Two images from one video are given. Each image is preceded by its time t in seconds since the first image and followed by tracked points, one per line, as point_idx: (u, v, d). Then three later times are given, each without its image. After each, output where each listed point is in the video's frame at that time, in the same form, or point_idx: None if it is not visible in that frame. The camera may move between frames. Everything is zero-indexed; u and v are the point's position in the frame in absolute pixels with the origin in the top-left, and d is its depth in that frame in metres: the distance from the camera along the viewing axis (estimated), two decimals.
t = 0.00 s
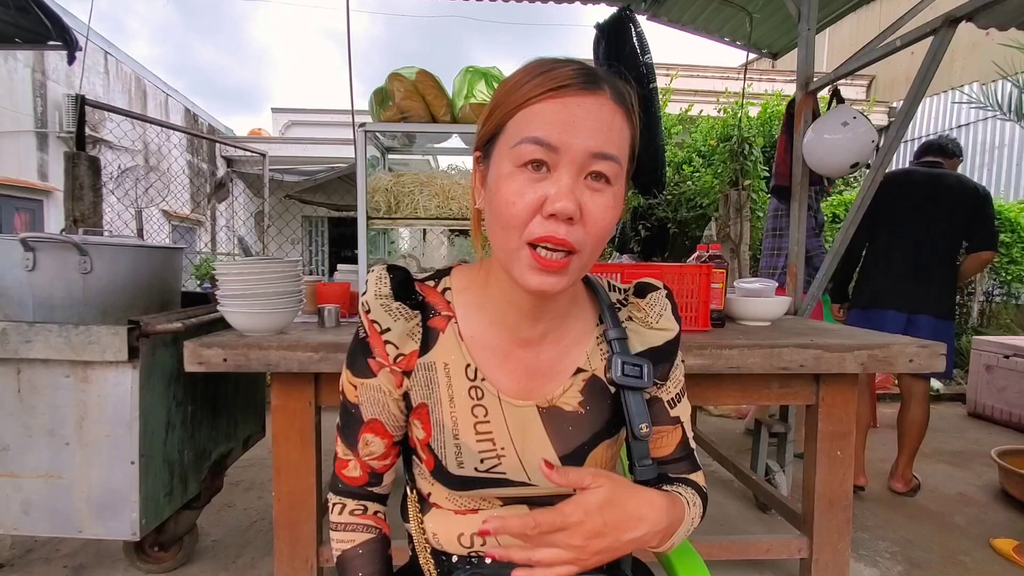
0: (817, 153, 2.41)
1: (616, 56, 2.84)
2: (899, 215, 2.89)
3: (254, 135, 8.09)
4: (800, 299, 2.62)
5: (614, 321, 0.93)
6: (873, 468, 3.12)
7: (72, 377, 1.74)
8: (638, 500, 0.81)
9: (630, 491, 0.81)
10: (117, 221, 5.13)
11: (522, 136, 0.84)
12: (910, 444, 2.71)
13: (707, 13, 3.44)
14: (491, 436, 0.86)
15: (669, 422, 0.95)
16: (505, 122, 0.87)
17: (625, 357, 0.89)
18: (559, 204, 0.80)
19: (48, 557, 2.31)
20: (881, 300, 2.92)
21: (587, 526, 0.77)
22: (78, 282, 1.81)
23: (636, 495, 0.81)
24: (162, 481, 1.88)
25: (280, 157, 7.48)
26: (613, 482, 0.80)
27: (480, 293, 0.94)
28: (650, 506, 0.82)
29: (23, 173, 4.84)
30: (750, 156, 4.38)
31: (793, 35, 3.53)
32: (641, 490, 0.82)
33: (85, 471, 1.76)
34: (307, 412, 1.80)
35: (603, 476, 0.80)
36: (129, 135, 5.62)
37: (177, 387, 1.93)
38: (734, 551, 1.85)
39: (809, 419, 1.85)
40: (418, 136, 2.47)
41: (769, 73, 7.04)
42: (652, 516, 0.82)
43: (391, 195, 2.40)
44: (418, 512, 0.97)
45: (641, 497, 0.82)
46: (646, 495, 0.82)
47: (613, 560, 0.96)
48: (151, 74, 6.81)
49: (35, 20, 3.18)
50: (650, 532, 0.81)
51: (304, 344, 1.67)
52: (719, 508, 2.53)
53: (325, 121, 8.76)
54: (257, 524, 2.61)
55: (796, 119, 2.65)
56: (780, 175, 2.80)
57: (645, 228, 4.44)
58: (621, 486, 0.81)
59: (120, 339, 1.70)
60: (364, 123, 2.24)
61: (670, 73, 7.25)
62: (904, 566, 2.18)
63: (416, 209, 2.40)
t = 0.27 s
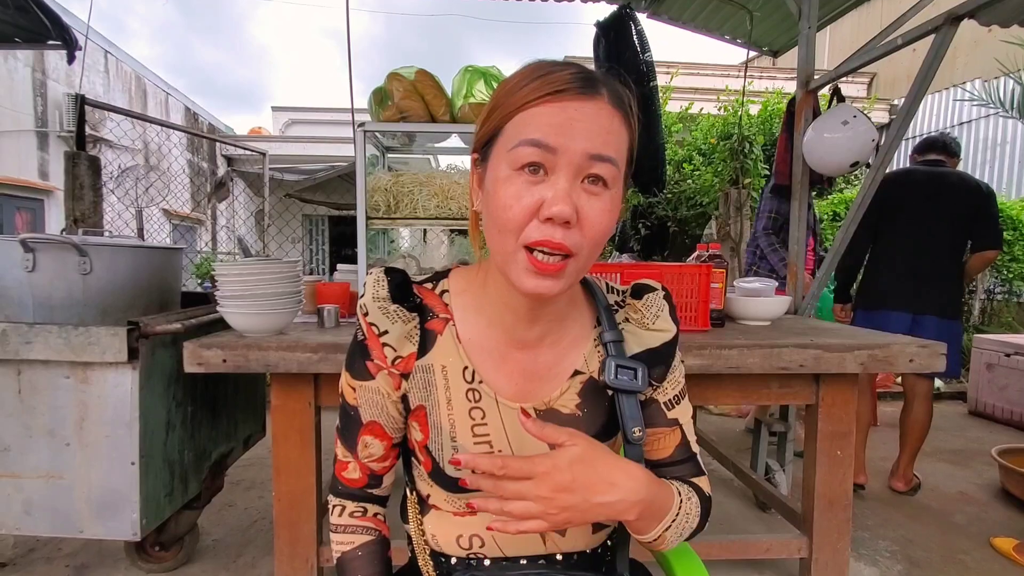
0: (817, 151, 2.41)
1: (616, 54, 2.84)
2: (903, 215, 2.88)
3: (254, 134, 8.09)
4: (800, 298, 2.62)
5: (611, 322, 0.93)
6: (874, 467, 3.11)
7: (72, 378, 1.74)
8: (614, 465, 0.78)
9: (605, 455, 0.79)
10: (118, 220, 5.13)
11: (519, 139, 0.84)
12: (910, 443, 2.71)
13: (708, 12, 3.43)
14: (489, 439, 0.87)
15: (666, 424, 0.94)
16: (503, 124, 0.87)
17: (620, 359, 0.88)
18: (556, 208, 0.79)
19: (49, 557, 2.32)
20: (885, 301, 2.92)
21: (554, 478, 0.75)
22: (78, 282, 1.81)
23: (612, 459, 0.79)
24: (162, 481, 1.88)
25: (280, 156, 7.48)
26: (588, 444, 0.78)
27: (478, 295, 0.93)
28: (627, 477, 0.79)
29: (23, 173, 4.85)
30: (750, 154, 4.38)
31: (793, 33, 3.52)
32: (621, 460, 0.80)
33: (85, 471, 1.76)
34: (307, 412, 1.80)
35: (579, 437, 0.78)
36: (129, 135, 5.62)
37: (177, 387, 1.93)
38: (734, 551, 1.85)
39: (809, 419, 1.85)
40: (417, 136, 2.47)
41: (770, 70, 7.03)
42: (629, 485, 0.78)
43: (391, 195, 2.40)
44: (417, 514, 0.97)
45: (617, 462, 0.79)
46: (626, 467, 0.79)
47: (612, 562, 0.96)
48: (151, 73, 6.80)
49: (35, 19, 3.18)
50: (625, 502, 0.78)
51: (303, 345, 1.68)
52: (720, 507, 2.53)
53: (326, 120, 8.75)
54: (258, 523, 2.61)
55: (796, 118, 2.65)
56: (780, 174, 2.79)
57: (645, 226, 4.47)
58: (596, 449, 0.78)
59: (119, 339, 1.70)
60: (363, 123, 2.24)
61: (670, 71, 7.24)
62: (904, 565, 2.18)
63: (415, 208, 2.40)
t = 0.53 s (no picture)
0: (820, 149, 2.40)
1: (618, 53, 2.83)
2: (907, 215, 2.89)
3: (256, 133, 8.09)
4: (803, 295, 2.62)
5: (613, 321, 0.93)
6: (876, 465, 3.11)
7: (76, 376, 1.75)
8: (627, 473, 0.79)
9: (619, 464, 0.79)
10: (120, 219, 5.15)
11: (516, 137, 0.84)
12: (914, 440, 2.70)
13: (709, 9, 3.42)
14: (491, 436, 0.87)
15: (668, 422, 0.94)
16: (499, 123, 0.87)
17: (624, 357, 0.89)
18: (554, 204, 0.79)
19: (53, 555, 2.33)
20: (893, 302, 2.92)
21: (574, 492, 0.75)
22: (81, 281, 1.82)
23: (625, 468, 0.79)
24: (165, 479, 1.89)
25: (282, 155, 7.48)
26: (603, 455, 0.78)
27: (478, 293, 0.94)
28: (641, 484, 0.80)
29: (26, 172, 4.86)
30: (751, 152, 4.37)
31: (795, 31, 3.51)
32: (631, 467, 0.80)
33: (89, 469, 1.77)
34: (310, 410, 1.81)
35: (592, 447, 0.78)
36: (131, 134, 5.63)
37: (180, 385, 1.94)
38: (735, 549, 1.85)
39: (810, 417, 1.85)
40: (418, 134, 2.47)
41: (772, 68, 7.01)
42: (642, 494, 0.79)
43: (392, 193, 2.40)
44: (419, 512, 0.97)
45: (630, 471, 0.80)
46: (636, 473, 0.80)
47: (614, 558, 0.96)
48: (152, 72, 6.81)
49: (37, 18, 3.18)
50: (639, 510, 0.79)
51: (306, 343, 1.68)
52: (721, 505, 2.53)
53: (327, 119, 8.75)
54: (261, 521, 2.62)
55: (798, 116, 2.64)
56: (783, 172, 2.77)
57: (646, 225, 4.48)
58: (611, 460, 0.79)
59: (122, 338, 1.71)
60: (365, 121, 2.24)
61: (672, 69, 7.22)
62: (905, 563, 2.18)
63: (417, 207, 2.40)
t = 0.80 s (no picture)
0: (821, 147, 2.39)
1: (619, 51, 2.83)
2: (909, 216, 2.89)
3: (256, 133, 8.10)
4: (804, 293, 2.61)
5: (614, 318, 0.93)
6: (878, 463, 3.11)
7: (78, 376, 1.76)
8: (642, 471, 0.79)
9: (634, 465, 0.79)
10: (122, 219, 5.16)
11: (509, 132, 0.85)
12: (916, 438, 2.70)
13: (710, 7, 3.42)
14: (493, 435, 0.87)
15: (672, 416, 0.94)
16: (491, 121, 0.88)
17: (625, 355, 0.89)
18: (549, 196, 0.79)
19: (57, 554, 2.34)
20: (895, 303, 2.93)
21: (603, 502, 0.75)
22: (84, 281, 1.82)
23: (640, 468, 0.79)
24: (168, 478, 1.90)
25: (283, 155, 7.49)
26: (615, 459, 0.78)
27: (479, 292, 0.94)
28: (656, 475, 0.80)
29: (28, 172, 4.87)
30: (753, 150, 4.35)
31: (796, 29, 3.51)
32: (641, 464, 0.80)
33: (93, 468, 1.77)
34: (312, 410, 1.81)
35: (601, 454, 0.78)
36: (132, 134, 5.64)
37: (182, 385, 1.94)
38: (737, 547, 1.85)
39: (812, 415, 1.85)
40: (419, 134, 2.47)
41: (773, 65, 6.99)
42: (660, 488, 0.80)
43: (393, 193, 2.40)
44: (421, 511, 0.98)
45: (645, 469, 0.80)
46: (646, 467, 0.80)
47: (616, 557, 0.96)
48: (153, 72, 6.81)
49: (38, 19, 3.19)
50: (664, 498, 0.80)
51: (307, 343, 1.68)
52: (723, 504, 2.53)
53: (328, 118, 8.75)
54: (264, 520, 2.63)
55: (799, 113, 2.64)
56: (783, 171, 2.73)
57: (647, 223, 4.48)
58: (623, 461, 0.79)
59: (125, 338, 1.71)
60: (366, 121, 2.24)
61: (673, 67, 7.21)
62: (907, 561, 2.18)
63: (417, 206, 2.40)
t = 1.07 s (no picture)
0: (822, 145, 2.39)
1: (619, 48, 2.82)
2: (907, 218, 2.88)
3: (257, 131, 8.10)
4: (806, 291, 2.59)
5: (612, 313, 0.93)
6: (879, 461, 3.11)
7: (80, 375, 1.76)
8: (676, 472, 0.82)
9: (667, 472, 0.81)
10: (123, 218, 5.17)
11: (507, 138, 0.84)
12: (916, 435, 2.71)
13: (711, 5, 3.41)
14: (492, 428, 0.87)
15: (677, 407, 0.93)
16: (490, 124, 0.87)
17: (621, 350, 0.88)
18: (547, 205, 0.80)
19: (60, 551, 2.35)
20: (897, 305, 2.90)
21: (660, 521, 0.74)
22: (86, 280, 1.83)
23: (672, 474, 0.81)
24: (170, 476, 1.90)
25: (284, 154, 7.49)
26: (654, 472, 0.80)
27: (477, 288, 0.94)
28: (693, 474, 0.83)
29: (29, 172, 4.88)
30: (755, 148, 4.37)
31: (797, 26, 3.50)
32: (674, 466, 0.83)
33: (95, 466, 1.78)
34: (314, 408, 1.82)
35: (639, 470, 0.80)
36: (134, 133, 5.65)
37: (184, 383, 1.95)
38: (738, 545, 1.85)
39: (813, 413, 1.84)
40: (420, 132, 2.47)
41: (775, 63, 6.97)
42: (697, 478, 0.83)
43: (394, 191, 2.40)
44: (424, 507, 0.98)
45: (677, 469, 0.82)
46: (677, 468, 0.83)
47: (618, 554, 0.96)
48: (154, 72, 6.82)
49: (39, 18, 3.19)
50: (712, 504, 0.81)
51: (308, 341, 1.69)
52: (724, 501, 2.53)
53: (329, 117, 8.75)
54: (265, 518, 2.64)
55: (800, 111, 2.63)
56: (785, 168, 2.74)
57: (648, 222, 4.48)
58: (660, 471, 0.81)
59: (127, 336, 1.72)
60: (367, 120, 2.24)
61: (674, 64, 7.19)
62: (908, 559, 2.18)
63: (418, 205, 2.40)
